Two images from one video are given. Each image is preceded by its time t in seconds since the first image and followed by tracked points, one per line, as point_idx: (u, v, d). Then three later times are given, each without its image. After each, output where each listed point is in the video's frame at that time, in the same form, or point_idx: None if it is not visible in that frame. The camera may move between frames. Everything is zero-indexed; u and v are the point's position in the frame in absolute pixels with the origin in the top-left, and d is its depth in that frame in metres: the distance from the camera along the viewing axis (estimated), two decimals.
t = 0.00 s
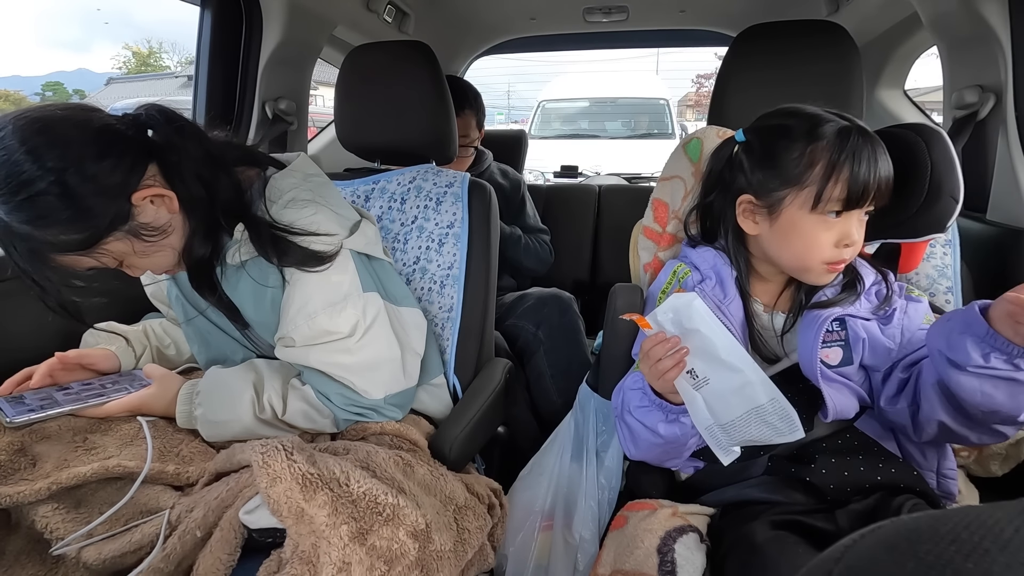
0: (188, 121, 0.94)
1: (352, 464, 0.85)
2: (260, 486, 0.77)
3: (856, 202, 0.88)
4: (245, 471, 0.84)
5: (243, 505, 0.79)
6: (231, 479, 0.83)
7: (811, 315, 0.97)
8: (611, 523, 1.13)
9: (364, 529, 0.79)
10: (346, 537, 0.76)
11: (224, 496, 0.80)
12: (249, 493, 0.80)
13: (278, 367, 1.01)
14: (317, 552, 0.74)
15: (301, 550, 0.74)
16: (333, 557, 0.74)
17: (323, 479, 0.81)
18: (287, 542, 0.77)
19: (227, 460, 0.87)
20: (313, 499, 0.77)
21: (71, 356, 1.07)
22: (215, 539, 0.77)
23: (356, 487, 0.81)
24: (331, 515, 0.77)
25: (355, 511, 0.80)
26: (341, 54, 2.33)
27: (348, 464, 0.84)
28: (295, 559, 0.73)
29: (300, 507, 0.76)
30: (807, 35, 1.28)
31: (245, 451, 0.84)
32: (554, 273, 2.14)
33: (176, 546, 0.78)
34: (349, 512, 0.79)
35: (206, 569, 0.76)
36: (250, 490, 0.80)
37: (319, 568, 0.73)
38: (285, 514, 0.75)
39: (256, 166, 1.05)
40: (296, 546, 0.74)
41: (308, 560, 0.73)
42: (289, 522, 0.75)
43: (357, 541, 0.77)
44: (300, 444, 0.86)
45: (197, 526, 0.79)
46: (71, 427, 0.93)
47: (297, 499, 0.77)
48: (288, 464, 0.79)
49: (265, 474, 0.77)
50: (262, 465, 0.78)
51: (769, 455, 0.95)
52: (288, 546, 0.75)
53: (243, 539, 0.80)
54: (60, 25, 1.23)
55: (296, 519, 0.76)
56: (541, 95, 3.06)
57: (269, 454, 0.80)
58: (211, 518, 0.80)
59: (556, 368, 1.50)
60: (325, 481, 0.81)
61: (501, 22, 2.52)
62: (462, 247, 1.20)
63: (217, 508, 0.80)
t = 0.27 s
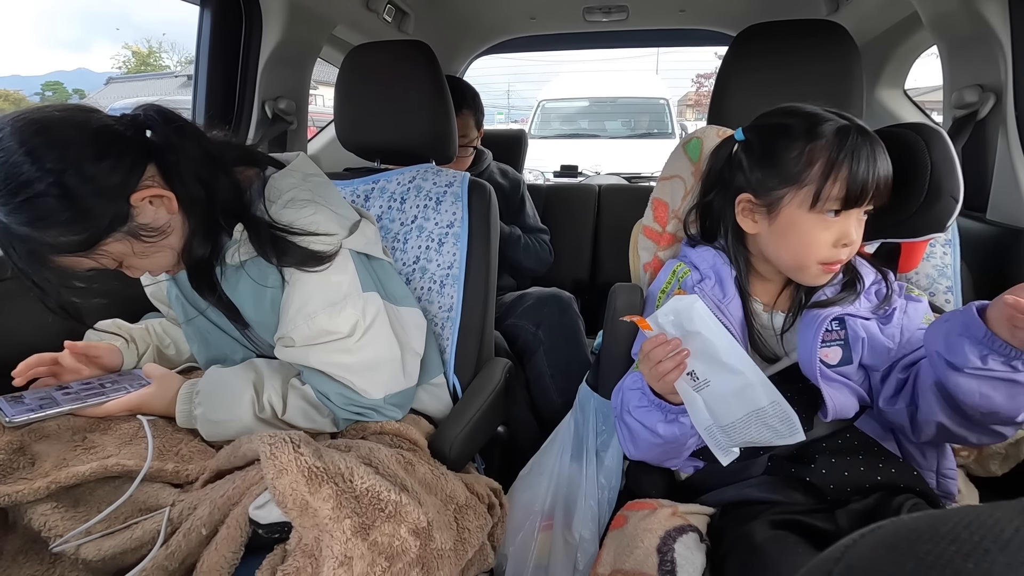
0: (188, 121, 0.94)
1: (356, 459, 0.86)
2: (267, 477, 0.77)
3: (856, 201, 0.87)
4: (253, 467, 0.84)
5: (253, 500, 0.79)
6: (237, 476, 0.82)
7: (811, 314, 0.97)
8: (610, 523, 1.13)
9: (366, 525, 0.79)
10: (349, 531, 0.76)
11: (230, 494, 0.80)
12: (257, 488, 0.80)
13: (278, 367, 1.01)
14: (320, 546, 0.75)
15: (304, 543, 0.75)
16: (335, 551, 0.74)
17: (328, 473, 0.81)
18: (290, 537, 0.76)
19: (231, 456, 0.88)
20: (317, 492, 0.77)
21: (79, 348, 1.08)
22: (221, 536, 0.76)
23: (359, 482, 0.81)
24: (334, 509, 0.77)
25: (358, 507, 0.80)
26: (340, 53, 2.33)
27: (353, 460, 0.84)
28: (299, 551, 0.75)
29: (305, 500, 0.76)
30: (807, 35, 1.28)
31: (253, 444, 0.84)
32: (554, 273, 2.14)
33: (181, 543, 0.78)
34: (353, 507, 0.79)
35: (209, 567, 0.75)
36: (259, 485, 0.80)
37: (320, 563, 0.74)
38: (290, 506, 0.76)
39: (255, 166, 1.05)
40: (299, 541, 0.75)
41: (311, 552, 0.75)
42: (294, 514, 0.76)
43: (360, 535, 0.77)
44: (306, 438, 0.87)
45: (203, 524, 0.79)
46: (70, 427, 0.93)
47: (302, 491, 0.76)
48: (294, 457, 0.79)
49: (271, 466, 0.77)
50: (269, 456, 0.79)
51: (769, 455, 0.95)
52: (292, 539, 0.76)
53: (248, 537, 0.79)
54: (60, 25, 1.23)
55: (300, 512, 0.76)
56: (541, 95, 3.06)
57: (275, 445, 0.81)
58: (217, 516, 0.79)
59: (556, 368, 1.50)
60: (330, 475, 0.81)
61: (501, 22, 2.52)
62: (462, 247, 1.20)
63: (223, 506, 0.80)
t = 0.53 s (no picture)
0: (187, 120, 0.94)
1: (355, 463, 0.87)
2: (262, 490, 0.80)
3: (855, 201, 0.87)
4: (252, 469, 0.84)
5: (249, 506, 0.78)
6: (236, 478, 0.82)
7: (811, 314, 0.97)
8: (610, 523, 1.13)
9: (366, 526, 0.79)
10: (349, 533, 0.77)
11: (228, 496, 0.80)
12: (256, 493, 0.80)
13: (278, 367, 1.01)
14: (320, 548, 0.74)
15: (303, 545, 0.75)
16: (335, 553, 0.74)
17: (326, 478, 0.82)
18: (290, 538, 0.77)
19: (230, 457, 0.88)
20: (316, 495, 0.79)
21: (69, 359, 1.07)
22: (219, 536, 0.76)
23: (359, 484, 0.83)
24: (333, 511, 0.78)
25: (358, 508, 0.81)
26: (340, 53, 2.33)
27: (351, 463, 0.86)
28: (298, 554, 0.74)
29: (303, 503, 0.77)
30: (806, 35, 1.28)
31: (251, 446, 0.85)
32: (554, 273, 2.14)
33: (179, 544, 0.78)
34: (352, 509, 0.80)
35: (209, 567, 0.75)
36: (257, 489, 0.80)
37: (320, 565, 0.73)
38: (288, 510, 0.76)
39: (255, 166, 1.05)
40: (299, 542, 0.75)
41: (310, 555, 0.74)
42: (293, 517, 0.76)
43: (360, 537, 0.78)
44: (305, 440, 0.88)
45: (201, 526, 0.79)
46: (69, 427, 0.93)
47: (301, 495, 0.78)
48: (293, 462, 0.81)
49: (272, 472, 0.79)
50: (268, 461, 0.81)
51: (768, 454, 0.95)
52: (291, 542, 0.76)
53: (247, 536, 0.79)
54: (59, 25, 1.23)
55: (299, 515, 0.76)
56: (541, 94, 3.01)
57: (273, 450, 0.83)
58: (216, 517, 0.80)
59: (556, 368, 1.50)
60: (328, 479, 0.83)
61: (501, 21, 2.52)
62: (461, 247, 1.20)
63: (221, 508, 0.80)
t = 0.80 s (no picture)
0: (186, 121, 0.94)
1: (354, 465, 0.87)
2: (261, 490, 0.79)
3: (856, 202, 0.87)
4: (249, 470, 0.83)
5: (247, 509, 0.78)
6: (234, 479, 0.81)
7: (810, 315, 0.97)
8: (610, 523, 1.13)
9: (366, 528, 0.79)
10: (349, 535, 0.77)
11: (226, 497, 0.79)
12: (251, 497, 0.79)
13: (278, 367, 1.01)
14: (319, 549, 0.74)
15: (302, 547, 0.74)
16: (335, 555, 0.74)
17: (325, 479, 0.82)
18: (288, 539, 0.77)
19: (229, 458, 0.88)
20: (315, 497, 0.79)
21: (71, 356, 1.07)
22: (217, 536, 0.76)
23: (358, 485, 0.83)
24: (333, 513, 0.78)
25: (358, 509, 0.81)
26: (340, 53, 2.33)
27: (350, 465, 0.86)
28: (297, 556, 0.73)
29: (303, 505, 0.77)
30: (806, 34, 1.28)
31: (249, 448, 0.85)
32: (554, 273, 2.14)
33: (179, 544, 0.78)
34: (352, 510, 0.80)
35: (209, 568, 0.75)
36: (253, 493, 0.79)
37: (320, 566, 0.73)
38: (288, 511, 0.76)
39: (255, 166, 1.05)
40: (298, 543, 0.74)
41: (310, 557, 0.73)
42: (292, 519, 0.75)
43: (360, 538, 0.78)
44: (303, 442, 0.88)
45: (199, 526, 0.78)
46: (68, 427, 0.93)
47: (300, 496, 0.77)
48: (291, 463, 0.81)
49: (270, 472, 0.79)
50: (267, 463, 0.81)
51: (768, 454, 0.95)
52: (290, 543, 0.75)
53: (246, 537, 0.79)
54: (59, 25, 1.23)
55: (298, 517, 0.76)
56: (540, 94, 3.05)
57: (271, 451, 0.83)
58: (215, 517, 0.79)
59: (556, 368, 1.50)
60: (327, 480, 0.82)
61: (500, 21, 2.52)
62: (461, 247, 1.20)
63: (219, 509, 0.79)
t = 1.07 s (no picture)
0: (185, 120, 0.94)
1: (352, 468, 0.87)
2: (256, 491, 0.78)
3: (856, 202, 0.87)
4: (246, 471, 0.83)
5: (242, 513, 0.77)
6: (231, 480, 0.82)
7: (810, 315, 0.97)
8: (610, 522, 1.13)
9: (364, 529, 0.79)
10: (346, 536, 0.77)
11: (223, 497, 0.79)
12: (248, 499, 0.78)
13: (277, 367, 1.01)
14: (317, 552, 0.73)
15: (301, 549, 0.73)
16: (333, 557, 0.73)
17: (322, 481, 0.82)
18: (285, 542, 0.77)
19: (227, 460, 0.87)
20: (313, 499, 0.79)
21: (74, 352, 1.07)
22: (212, 537, 0.76)
23: (356, 486, 0.83)
24: (330, 515, 0.78)
25: (356, 511, 0.81)
26: (340, 53, 2.33)
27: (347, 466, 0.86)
28: (295, 558, 0.73)
29: (300, 507, 0.77)
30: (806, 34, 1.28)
31: (246, 450, 0.85)
32: (554, 272, 2.13)
33: (179, 545, 0.78)
34: (349, 512, 0.80)
35: (209, 567, 0.75)
36: (250, 495, 0.78)
37: (319, 568, 0.72)
38: (285, 514, 0.76)
39: (254, 166, 1.05)
40: (296, 545, 0.74)
41: (308, 560, 0.73)
42: (290, 521, 0.75)
43: (358, 540, 0.78)
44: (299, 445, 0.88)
45: (198, 527, 0.78)
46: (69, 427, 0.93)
47: (297, 499, 0.77)
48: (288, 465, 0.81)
49: (267, 475, 0.79)
50: (263, 465, 0.80)
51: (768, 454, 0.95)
52: (288, 546, 0.74)
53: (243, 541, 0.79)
54: (58, 25, 1.23)
55: (296, 519, 0.76)
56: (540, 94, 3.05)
57: (268, 454, 0.83)
58: (212, 518, 0.79)
59: (556, 367, 1.50)
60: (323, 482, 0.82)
61: (500, 21, 2.52)
62: (461, 246, 1.20)
63: (217, 509, 0.79)
